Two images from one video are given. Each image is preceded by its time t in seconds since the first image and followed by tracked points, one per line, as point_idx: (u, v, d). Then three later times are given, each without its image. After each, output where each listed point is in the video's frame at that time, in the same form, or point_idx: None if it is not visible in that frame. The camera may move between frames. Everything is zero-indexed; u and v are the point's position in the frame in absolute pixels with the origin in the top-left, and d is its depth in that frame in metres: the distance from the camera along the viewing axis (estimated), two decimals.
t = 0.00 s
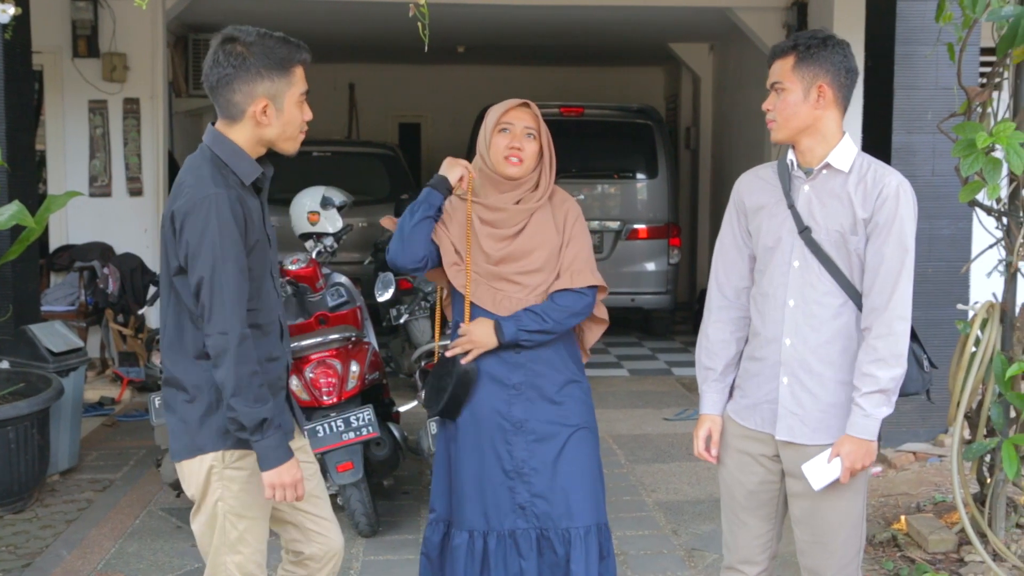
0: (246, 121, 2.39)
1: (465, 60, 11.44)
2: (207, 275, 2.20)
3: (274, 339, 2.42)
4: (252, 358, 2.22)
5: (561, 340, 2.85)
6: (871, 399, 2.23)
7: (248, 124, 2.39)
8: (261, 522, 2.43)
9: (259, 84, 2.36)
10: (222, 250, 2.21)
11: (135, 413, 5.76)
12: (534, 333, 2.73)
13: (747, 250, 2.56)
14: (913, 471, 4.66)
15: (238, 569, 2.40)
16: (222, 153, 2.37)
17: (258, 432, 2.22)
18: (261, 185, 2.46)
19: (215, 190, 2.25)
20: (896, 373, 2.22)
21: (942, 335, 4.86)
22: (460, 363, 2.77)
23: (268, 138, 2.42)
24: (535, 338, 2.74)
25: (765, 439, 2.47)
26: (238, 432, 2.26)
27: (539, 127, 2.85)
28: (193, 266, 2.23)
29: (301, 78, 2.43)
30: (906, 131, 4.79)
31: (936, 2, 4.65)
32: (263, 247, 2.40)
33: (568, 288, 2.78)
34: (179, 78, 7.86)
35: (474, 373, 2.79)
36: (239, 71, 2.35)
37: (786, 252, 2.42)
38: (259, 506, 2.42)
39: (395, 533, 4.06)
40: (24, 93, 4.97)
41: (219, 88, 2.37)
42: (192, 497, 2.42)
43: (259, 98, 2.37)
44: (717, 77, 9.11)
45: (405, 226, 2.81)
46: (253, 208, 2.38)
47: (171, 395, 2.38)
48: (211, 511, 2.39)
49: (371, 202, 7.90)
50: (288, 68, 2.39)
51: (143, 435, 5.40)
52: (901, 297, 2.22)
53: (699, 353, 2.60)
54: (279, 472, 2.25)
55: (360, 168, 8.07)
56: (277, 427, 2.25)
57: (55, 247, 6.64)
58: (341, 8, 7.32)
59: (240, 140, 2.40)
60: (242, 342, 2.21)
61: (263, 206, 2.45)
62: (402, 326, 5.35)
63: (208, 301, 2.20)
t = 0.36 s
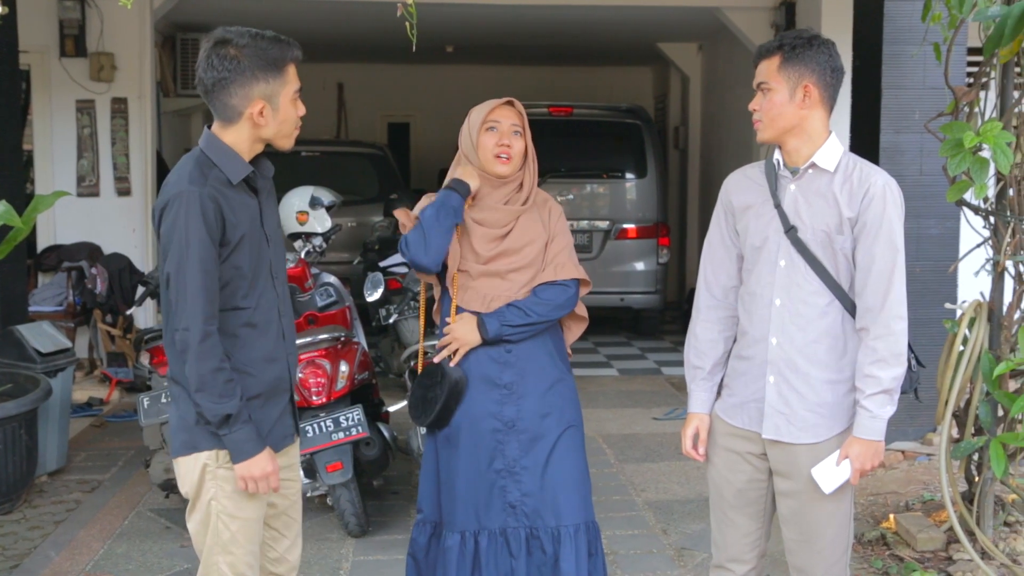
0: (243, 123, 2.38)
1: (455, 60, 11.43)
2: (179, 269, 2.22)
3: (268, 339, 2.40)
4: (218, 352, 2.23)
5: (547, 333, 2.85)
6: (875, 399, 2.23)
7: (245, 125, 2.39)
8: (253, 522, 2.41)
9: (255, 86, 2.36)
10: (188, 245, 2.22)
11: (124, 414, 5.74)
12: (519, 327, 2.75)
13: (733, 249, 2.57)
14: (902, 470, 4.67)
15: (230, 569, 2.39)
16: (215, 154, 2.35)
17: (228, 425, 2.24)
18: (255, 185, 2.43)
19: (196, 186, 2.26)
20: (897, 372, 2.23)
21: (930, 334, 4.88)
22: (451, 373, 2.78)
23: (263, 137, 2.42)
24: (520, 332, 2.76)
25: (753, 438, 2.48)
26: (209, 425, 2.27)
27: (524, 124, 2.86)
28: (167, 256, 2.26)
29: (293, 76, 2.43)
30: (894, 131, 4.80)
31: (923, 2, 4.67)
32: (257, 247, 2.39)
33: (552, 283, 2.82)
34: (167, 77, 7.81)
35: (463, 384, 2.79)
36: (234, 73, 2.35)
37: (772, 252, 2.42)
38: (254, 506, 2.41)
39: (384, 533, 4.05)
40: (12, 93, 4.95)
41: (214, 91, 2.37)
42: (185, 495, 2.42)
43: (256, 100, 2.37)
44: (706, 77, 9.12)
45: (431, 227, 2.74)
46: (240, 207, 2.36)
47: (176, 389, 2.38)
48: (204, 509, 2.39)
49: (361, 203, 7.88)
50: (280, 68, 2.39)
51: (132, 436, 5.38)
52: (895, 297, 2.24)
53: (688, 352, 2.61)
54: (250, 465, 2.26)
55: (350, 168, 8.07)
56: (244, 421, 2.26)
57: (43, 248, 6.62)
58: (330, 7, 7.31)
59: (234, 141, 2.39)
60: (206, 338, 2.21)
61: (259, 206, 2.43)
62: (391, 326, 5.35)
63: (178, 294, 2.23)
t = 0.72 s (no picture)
0: (250, 118, 2.41)
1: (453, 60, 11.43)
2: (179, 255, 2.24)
3: (274, 335, 2.40)
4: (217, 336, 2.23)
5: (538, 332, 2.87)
6: (866, 400, 2.25)
7: (252, 120, 2.41)
8: (256, 518, 2.41)
9: (258, 80, 2.37)
10: (192, 234, 2.23)
11: (121, 415, 5.74)
12: (508, 324, 2.76)
13: (732, 250, 2.57)
14: (900, 470, 4.68)
15: (232, 565, 2.39)
16: (224, 151, 2.38)
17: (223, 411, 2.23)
18: (262, 180, 2.45)
19: (197, 177, 2.28)
20: (889, 373, 2.24)
21: (927, 334, 4.88)
22: (440, 395, 2.75)
23: (270, 133, 2.43)
24: (510, 329, 2.77)
25: (750, 438, 2.48)
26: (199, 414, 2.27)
27: (517, 125, 2.89)
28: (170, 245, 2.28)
29: (298, 72, 2.44)
30: (892, 131, 4.81)
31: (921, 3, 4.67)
32: (263, 243, 2.40)
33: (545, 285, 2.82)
34: (165, 77, 7.78)
35: (449, 407, 2.77)
36: (237, 69, 2.36)
37: (770, 253, 2.42)
38: (256, 503, 2.40)
39: (383, 533, 4.05)
40: (10, 94, 4.95)
41: (220, 90, 2.39)
42: (190, 488, 2.43)
43: (259, 93, 2.38)
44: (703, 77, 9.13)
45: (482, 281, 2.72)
46: (244, 199, 2.37)
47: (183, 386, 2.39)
48: (207, 502, 2.41)
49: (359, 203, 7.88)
50: (284, 63, 2.40)
51: (130, 436, 5.38)
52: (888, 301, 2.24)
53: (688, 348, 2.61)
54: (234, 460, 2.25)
55: (348, 168, 8.07)
56: (232, 414, 2.24)
57: (40, 248, 6.61)
58: (328, 7, 7.30)
59: (240, 139, 2.41)
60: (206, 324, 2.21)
61: (268, 203, 2.44)
62: (389, 327, 5.35)
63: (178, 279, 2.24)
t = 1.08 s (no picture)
0: (263, 120, 2.41)
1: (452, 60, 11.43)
2: (177, 251, 2.25)
3: (281, 333, 2.39)
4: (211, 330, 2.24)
5: (534, 327, 2.88)
6: (829, 351, 2.23)
7: (266, 123, 2.41)
8: (260, 514, 2.40)
9: (272, 82, 2.38)
10: (193, 230, 2.24)
11: (120, 415, 5.74)
12: (497, 321, 2.80)
13: (718, 251, 2.58)
14: (899, 471, 4.68)
15: (235, 561, 2.38)
16: (237, 152, 2.39)
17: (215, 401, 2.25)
18: (274, 182, 2.44)
19: (201, 174, 2.30)
20: (865, 338, 2.23)
21: (926, 334, 4.88)
22: (430, 392, 2.77)
23: (283, 135, 2.43)
24: (501, 325, 2.81)
25: (744, 438, 2.48)
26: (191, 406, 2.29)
27: (512, 128, 2.89)
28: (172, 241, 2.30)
29: (313, 76, 2.44)
30: (891, 131, 4.80)
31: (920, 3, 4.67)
32: (270, 243, 2.40)
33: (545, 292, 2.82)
34: (164, 77, 7.77)
35: (441, 405, 2.79)
36: (252, 72, 2.37)
37: (763, 253, 2.42)
38: (260, 499, 2.40)
39: (381, 533, 4.05)
40: (9, 95, 4.95)
41: (236, 92, 2.40)
42: (196, 482, 2.44)
43: (274, 96, 2.39)
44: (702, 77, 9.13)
45: (498, 306, 2.76)
46: (252, 199, 2.38)
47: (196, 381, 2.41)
48: (212, 498, 2.41)
49: (358, 203, 7.88)
50: (299, 67, 2.40)
51: (129, 436, 5.38)
52: (883, 261, 2.25)
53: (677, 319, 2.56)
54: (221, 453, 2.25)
55: (347, 168, 8.07)
56: (218, 409, 2.25)
57: (39, 248, 6.61)
58: (326, 8, 7.30)
59: (256, 140, 2.42)
60: (199, 319, 2.22)
61: (280, 205, 2.44)
62: (388, 327, 5.35)
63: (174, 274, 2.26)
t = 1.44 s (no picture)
0: (263, 119, 2.41)
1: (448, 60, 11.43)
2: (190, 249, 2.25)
3: (289, 332, 2.40)
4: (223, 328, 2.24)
5: (532, 331, 2.90)
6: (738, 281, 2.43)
7: (266, 122, 2.41)
8: (265, 513, 2.40)
9: (272, 82, 2.38)
10: (207, 228, 2.24)
11: (116, 415, 5.74)
12: (495, 323, 2.80)
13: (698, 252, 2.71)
14: (894, 470, 4.68)
15: (241, 561, 2.38)
16: (242, 152, 2.38)
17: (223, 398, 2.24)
18: (278, 182, 2.44)
19: (212, 173, 2.29)
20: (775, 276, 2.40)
21: (922, 334, 4.88)
22: (425, 394, 2.77)
23: (283, 136, 2.42)
24: (497, 328, 2.81)
25: (730, 437, 2.53)
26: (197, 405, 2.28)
27: (508, 129, 2.89)
28: (183, 239, 2.29)
29: (314, 76, 2.43)
30: (886, 131, 4.81)
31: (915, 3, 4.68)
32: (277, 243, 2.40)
33: (543, 297, 2.83)
34: (159, 77, 7.76)
35: (436, 405, 2.79)
36: (253, 71, 2.37)
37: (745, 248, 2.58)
38: (266, 498, 2.39)
39: (377, 534, 4.05)
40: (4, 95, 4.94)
41: (237, 91, 2.40)
42: (201, 482, 2.42)
43: (273, 95, 2.38)
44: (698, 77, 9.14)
45: (495, 307, 2.77)
46: (260, 198, 2.38)
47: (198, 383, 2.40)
48: (218, 498, 2.40)
49: (354, 203, 7.88)
50: (299, 66, 2.40)
51: (124, 437, 5.38)
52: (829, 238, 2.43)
53: (679, 265, 2.54)
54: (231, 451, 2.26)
55: (343, 168, 8.08)
56: (228, 407, 2.25)
57: (34, 249, 6.59)
58: (322, 8, 7.30)
59: (262, 140, 2.41)
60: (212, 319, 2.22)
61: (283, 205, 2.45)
62: (384, 327, 5.35)
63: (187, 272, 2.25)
